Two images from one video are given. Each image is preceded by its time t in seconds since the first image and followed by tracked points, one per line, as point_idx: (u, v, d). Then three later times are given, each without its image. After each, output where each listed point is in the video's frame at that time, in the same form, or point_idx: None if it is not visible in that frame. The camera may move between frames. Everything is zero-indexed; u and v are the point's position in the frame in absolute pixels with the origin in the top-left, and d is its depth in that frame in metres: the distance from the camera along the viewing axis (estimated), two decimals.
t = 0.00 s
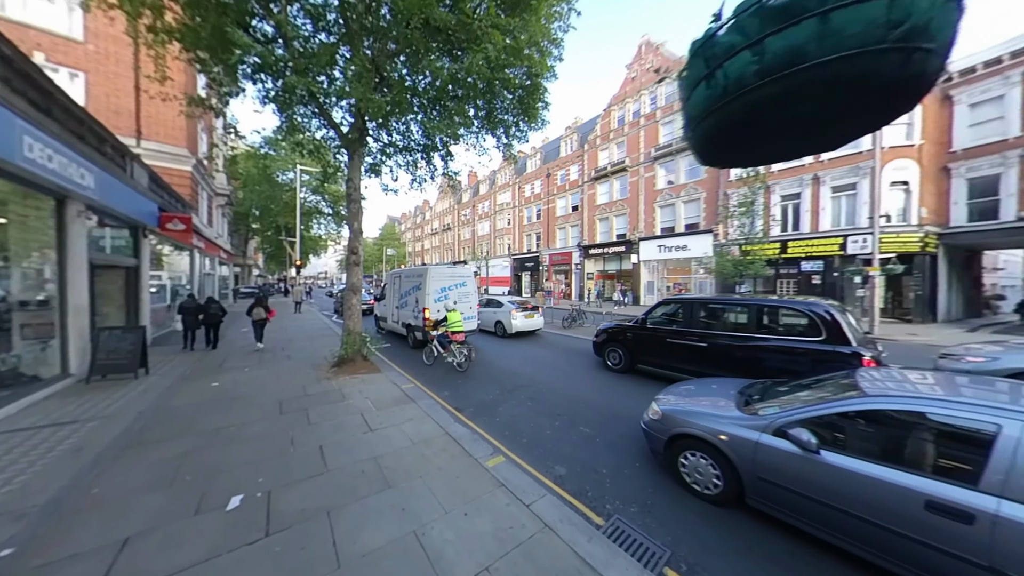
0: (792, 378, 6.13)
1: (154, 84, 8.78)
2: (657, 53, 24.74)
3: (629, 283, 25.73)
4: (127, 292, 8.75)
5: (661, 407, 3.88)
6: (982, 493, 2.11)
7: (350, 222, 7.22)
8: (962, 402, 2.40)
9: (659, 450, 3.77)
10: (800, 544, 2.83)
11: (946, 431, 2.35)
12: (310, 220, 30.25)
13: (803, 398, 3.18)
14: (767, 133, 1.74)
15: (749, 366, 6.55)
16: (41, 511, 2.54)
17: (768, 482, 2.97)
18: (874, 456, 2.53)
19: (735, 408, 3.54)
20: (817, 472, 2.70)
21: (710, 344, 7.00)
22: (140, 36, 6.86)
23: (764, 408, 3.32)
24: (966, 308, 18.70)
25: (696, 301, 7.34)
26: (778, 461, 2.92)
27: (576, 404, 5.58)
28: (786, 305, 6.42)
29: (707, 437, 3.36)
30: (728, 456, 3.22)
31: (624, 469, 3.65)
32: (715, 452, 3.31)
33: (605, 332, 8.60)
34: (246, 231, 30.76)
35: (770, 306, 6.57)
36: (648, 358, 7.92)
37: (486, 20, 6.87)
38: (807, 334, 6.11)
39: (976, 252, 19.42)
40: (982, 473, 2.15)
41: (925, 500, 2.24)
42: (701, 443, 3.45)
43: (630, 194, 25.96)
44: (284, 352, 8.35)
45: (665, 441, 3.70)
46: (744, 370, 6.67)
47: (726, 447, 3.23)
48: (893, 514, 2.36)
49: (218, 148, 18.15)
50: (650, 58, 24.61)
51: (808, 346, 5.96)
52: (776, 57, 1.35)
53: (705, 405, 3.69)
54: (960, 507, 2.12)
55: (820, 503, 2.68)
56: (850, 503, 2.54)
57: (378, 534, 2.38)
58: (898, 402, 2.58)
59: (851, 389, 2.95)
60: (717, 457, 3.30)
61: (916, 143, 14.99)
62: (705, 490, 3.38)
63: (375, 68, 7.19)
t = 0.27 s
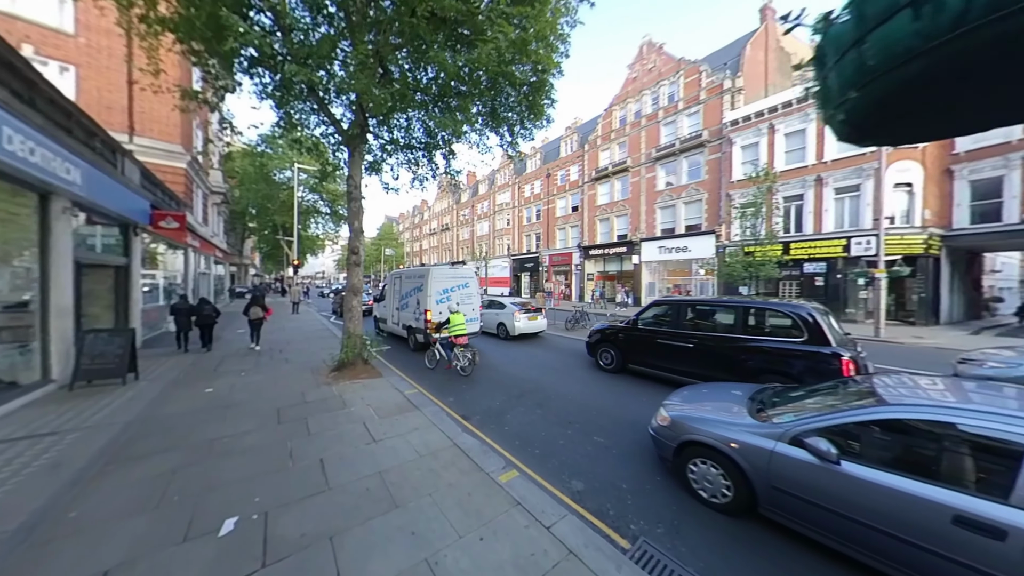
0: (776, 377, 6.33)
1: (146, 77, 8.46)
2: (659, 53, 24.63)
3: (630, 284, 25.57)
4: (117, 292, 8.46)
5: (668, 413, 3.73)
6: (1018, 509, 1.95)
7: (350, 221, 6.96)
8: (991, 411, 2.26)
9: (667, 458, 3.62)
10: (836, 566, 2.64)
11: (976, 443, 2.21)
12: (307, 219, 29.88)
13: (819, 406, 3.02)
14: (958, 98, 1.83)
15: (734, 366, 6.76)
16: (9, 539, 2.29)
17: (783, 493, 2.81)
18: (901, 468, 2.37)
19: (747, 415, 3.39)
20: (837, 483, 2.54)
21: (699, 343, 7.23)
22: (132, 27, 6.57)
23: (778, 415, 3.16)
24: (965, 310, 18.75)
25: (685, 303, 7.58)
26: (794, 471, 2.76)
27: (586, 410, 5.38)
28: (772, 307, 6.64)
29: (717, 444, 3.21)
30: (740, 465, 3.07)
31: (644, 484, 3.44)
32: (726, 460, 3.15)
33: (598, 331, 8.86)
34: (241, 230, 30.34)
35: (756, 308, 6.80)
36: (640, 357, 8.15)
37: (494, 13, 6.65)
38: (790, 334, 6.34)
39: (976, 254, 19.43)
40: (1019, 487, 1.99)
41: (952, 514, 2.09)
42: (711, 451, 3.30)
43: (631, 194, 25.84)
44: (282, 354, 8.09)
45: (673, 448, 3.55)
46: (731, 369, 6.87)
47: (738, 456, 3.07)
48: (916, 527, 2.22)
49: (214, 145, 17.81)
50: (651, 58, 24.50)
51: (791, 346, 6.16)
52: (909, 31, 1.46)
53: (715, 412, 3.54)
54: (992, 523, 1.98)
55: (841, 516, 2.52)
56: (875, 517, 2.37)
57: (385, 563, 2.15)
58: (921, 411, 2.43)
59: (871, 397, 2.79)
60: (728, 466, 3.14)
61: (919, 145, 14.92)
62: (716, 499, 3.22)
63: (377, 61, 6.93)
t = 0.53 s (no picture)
0: (768, 375, 6.28)
1: (137, 68, 8.16)
2: (660, 52, 24.52)
3: (630, 284, 25.46)
4: (106, 291, 8.15)
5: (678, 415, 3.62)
6: None
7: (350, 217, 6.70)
8: None
9: (678, 461, 3.50)
10: None
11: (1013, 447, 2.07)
12: (304, 218, 29.46)
13: (838, 409, 2.90)
14: None
15: (727, 364, 6.73)
16: None
17: (801, 498, 2.68)
18: (931, 474, 2.24)
19: (761, 417, 3.27)
20: (859, 489, 2.42)
21: (691, 342, 7.21)
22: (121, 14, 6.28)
23: (794, 418, 3.04)
24: (964, 310, 18.82)
25: (678, 302, 7.59)
26: (813, 475, 2.64)
27: (597, 414, 5.17)
28: (763, 306, 6.63)
29: (730, 447, 3.09)
30: (755, 469, 2.94)
31: (666, 495, 3.23)
32: (740, 464, 3.03)
33: (594, 330, 8.86)
34: (237, 228, 29.90)
35: (747, 307, 6.80)
36: (635, 357, 8.12)
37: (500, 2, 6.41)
38: (781, 333, 6.31)
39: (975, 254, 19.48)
40: None
41: (987, 523, 1.97)
42: (724, 454, 3.18)
43: (631, 194, 25.74)
44: (278, 356, 7.82)
45: (684, 451, 3.44)
46: (723, 368, 6.83)
47: (752, 459, 2.95)
48: (946, 537, 2.09)
49: (208, 141, 17.44)
50: (652, 57, 24.38)
51: (783, 345, 6.12)
52: None
53: (728, 414, 3.42)
54: None
55: (865, 523, 2.39)
56: (901, 525, 2.25)
57: None
58: (950, 414, 2.31)
59: (896, 400, 2.66)
60: (743, 470, 3.02)
61: (923, 144, 14.84)
62: (730, 504, 3.10)
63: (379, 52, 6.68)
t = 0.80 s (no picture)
0: (761, 376, 6.19)
1: (122, 62, 7.80)
2: (658, 51, 24.45)
3: (628, 284, 25.35)
4: (91, 294, 7.79)
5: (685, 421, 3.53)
6: None
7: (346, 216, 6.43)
8: None
9: (685, 469, 3.40)
10: None
11: None
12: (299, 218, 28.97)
13: (852, 415, 2.82)
14: None
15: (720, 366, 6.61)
16: None
17: (816, 508, 2.59)
18: (957, 485, 2.15)
19: (772, 423, 3.18)
20: (878, 500, 2.33)
21: (685, 343, 7.07)
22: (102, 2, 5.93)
23: (807, 424, 2.95)
24: (961, 310, 18.93)
25: (672, 302, 7.42)
26: (829, 485, 2.54)
27: (606, 421, 4.95)
28: (756, 306, 6.49)
29: (740, 455, 3.00)
30: (767, 477, 2.85)
31: (689, 513, 3.02)
32: (751, 472, 2.94)
33: (590, 330, 8.65)
34: (229, 228, 29.35)
35: (740, 307, 6.64)
36: (630, 357, 7.96)
37: None
38: (774, 334, 6.18)
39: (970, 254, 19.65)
40: None
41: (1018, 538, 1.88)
42: (734, 462, 3.08)
43: (630, 193, 25.64)
44: (272, 360, 7.52)
45: (692, 459, 3.34)
46: (717, 369, 6.71)
47: (764, 468, 2.86)
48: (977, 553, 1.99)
49: (198, 139, 17.00)
50: (651, 56, 24.31)
51: (776, 347, 5.99)
52: None
53: (737, 419, 3.33)
54: None
55: (885, 535, 2.30)
56: (923, 538, 2.16)
57: None
58: (972, 422, 2.24)
59: (913, 406, 2.58)
60: (754, 478, 2.93)
61: (921, 144, 14.88)
62: (740, 513, 3.01)
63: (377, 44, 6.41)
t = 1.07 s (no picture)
0: (758, 375, 5.74)
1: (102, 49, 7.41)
2: (655, 49, 24.37)
3: (626, 283, 25.27)
4: (71, 294, 7.40)
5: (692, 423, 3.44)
6: None
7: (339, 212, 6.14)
8: None
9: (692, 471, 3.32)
10: None
11: None
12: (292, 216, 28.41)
13: (864, 416, 2.75)
14: None
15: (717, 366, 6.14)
16: None
17: (830, 512, 2.52)
18: (982, 489, 2.08)
19: (781, 425, 3.11)
20: (895, 503, 2.25)
21: (679, 342, 6.62)
22: None
23: (818, 426, 2.88)
24: (953, 308, 19.13)
25: (665, 299, 7.00)
26: (843, 488, 2.47)
27: (615, 425, 4.74)
28: (751, 302, 6.06)
29: (750, 457, 2.92)
30: (778, 480, 2.77)
31: (711, 527, 2.82)
32: (761, 475, 2.87)
33: (585, 328, 8.18)
34: (220, 226, 28.67)
35: (735, 304, 6.22)
36: (625, 356, 7.49)
37: None
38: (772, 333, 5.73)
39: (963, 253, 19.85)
40: None
41: None
42: (743, 464, 3.01)
43: (627, 192, 25.54)
44: (263, 363, 7.20)
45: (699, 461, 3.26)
46: (712, 368, 6.25)
47: (775, 471, 2.79)
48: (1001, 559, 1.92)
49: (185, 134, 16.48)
50: (648, 54, 24.22)
51: (774, 345, 5.54)
52: None
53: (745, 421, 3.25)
54: None
55: (902, 540, 2.23)
56: (943, 543, 2.09)
57: None
58: (994, 423, 2.17)
59: (928, 406, 2.52)
60: (763, 481, 2.86)
61: (917, 143, 14.96)
62: (750, 517, 2.93)
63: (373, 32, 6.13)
